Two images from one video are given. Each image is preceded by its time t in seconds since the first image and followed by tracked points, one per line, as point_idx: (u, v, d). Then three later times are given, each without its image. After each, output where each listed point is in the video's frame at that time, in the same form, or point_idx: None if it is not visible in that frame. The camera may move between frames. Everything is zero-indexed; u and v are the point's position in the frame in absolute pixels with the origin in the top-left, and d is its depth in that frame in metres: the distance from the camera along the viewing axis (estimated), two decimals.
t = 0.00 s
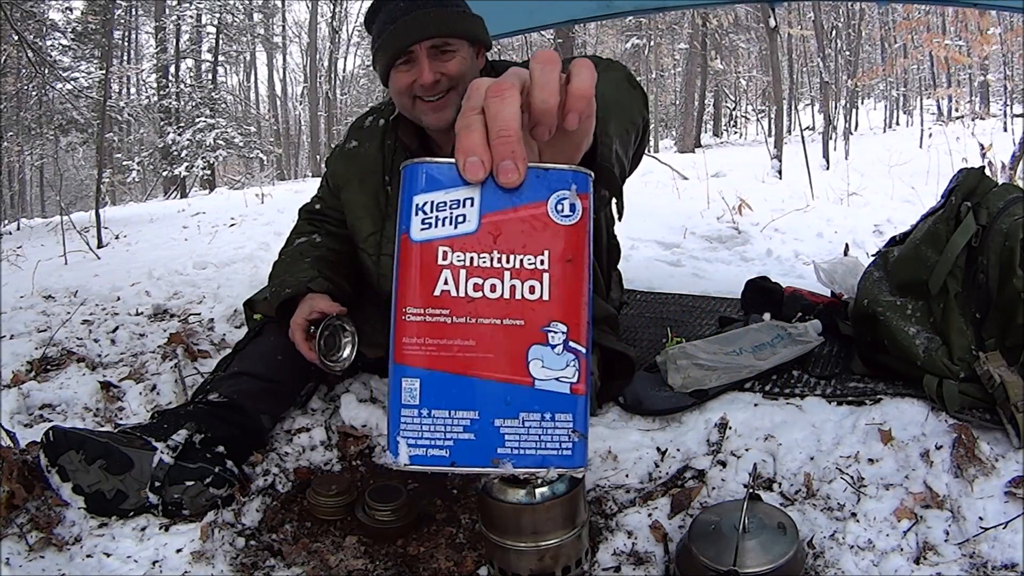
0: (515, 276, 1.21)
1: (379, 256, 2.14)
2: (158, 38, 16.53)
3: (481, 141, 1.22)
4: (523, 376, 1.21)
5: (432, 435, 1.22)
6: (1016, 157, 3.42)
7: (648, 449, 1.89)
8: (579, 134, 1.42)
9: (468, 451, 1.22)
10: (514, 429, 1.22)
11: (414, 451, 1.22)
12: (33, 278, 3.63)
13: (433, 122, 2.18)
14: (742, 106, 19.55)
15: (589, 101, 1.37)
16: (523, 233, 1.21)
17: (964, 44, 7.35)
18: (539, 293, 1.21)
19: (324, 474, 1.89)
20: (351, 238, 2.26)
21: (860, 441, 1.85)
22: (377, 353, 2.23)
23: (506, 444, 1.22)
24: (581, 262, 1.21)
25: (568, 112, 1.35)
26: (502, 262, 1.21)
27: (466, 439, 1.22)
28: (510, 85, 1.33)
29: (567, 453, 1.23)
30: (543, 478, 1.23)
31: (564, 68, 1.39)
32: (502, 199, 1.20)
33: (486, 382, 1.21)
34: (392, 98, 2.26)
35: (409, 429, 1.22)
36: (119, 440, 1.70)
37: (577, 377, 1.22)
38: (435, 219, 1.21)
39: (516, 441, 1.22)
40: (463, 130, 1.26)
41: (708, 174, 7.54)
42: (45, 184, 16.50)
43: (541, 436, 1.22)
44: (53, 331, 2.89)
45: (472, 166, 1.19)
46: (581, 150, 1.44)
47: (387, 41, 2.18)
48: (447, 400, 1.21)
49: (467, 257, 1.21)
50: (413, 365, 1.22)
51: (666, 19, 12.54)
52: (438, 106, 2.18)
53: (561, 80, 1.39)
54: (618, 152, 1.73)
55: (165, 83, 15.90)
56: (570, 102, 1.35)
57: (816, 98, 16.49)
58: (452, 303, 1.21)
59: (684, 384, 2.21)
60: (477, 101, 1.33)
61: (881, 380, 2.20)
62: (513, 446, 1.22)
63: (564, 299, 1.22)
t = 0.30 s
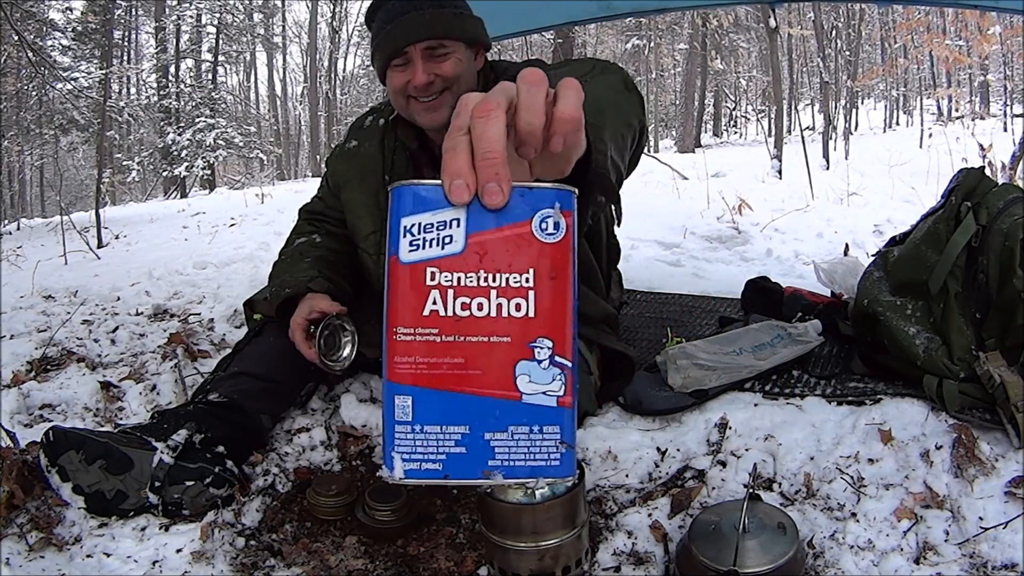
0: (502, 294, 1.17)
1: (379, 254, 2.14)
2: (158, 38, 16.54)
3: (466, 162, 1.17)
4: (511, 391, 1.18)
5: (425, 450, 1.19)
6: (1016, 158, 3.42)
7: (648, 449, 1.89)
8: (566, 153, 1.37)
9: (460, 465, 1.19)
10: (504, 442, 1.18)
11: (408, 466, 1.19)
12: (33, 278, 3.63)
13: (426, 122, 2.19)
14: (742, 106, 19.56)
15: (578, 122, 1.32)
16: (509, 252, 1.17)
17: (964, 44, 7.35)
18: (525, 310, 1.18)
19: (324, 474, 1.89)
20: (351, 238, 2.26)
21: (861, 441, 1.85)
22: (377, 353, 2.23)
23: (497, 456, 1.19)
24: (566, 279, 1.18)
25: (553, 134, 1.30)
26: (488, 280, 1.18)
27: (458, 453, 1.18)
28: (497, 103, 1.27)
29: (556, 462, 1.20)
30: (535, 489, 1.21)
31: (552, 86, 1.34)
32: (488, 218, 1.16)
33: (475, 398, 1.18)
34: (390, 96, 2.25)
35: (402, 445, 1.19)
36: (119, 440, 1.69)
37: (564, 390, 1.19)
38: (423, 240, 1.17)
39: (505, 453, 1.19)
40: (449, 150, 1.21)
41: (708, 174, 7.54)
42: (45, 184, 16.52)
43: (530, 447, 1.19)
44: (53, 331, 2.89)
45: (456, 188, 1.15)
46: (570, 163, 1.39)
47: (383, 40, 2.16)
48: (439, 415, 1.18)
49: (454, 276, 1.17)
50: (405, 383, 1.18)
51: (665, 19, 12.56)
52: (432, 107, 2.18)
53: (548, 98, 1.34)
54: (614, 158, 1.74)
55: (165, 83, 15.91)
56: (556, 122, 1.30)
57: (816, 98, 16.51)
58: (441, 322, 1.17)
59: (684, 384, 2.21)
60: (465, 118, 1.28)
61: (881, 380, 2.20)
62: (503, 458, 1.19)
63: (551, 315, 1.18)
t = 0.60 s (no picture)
0: (489, 309, 1.14)
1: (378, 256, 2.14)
2: (158, 38, 16.54)
3: (457, 176, 1.15)
4: (494, 406, 1.15)
5: (408, 460, 1.17)
6: (1016, 157, 3.42)
7: (647, 449, 1.89)
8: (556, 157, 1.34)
9: (443, 477, 1.17)
10: (486, 455, 1.16)
11: (391, 475, 1.18)
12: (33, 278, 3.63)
13: (426, 124, 2.18)
14: (742, 106, 19.57)
15: (568, 131, 1.29)
16: (497, 267, 1.14)
17: (964, 44, 7.35)
18: (512, 326, 1.14)
19: (324, 473, 1.89)
20: (351, 238, 2.26)
21: (861, 441, 1.85)
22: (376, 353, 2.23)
23: (479, 469, 1.17)
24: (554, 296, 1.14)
25: (544, 143, 1.27)
26: (476, 295, 1.14)
27: (441, 465, 1.17)
28: (488, 114, 1.24)
29: (537, 478, 1.18)
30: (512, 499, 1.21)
31: (542, 93, 1.31)
32: (478, 233, 1.13)
33: (460, 412, 1.15)
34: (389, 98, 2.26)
35: (386, 454, 1.17)
36: (119, 440, 1.69)
37: (548, 407, 1.16)
38: (411, 253, 1.13)
39: (488, 466, 1.17)
40: (439, 163, 1.18)
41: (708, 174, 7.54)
42: (45, 184, 16.52)
43: (512, 462, 1.17)
44: (53, 331, 2.89)
45: (447, 202, 1.12)
46: (560, 167, 1.38)
47: (384, 41, 2.18)
48: (424, 426, 1.16)
49: (442, 290, 1.14)
50: (390, 393, 1.16)
51: (665, 19, 12.56)
52: (432, 108, 2.18)
53: (538, 106, 1.30)
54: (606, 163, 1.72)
55: (165, 83, 15.92)
56: (547, 131, 1.27)
57: (816, 98, 16.52)
58: (428, 335, 1.14)
59: (684, 384, 2.21)
60: (455, 128, 1.24)
61: (882, 380, 2.20)
62: (486, 471, 1.17)
63: (538, 331, 1.15)
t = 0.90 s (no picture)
0: (508, 301, 1.13)
1: (378, 256, 2.14)
2: (158, 38, 16.55)
3: (471, 168, 1.13)
4: (516, 398, 1.14)
5: (432, 457, 1.14)
6: (1017, 157, 3.42)
7: (647, 449, 1.89)
8: (568, 154, 1.33)
9: (468, 473, 1.14)
10: (511, 448, 1.15)
11: (416, 474, 1.14)
12: (33, 278, 3.63)
13: (429, 126, 2.18)
14: (742, 107, 19.59)
15: (578, 127, 1.28)
16: (515, 259, 1.12)
17: (964, 44, 7.36)
18: (532, 317, 1.14)
19: (324, 473, 1.89)
20: (351, 238, 2.26)
21: (861, 441, 1.85)
22: (376, 353, 2.23)
23: (504, 463, 1.15)
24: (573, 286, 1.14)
25: (555, 138, 1.26)
26: (494, 287, 1.13)
27: (466, 461, 1.14)
28: (499, 108, 1.23)
29: (563, 468, 1.16)
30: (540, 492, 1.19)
31: (552, 90, 1.30)
32: (494, 226, 1.12)
33: (483, 406, 1.13)
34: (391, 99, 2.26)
35: (410, 453, 1.14)
36: (119, 440, 1.69)
37: (570, 396, 1.15)
38: (427, 248, 1.12)
39: (512, 459, 1.15)
40: (452, 157, 1.17)
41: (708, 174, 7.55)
42: (45, 184, 16.53)
43: (537, 454, 1.16)
44: (53, 331, 2.89)
45: (462, 195, 1.10)
46: (569, 165, 1.37)
47: (386, 43, 2.18)
48: (447, 422, 1.13)
49: (460, 284, 1.12)
50: (411, 391, 1.13)
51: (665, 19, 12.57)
52: (435, 110, 2.18)
53: (548, 102, 1.30)
54: (613, 161, 1.66)
55: (165, 83, 15.92)
56: (558, 127, 1.26)
57: (816, 98, 16.53)
58: (448, 330, 1.12)
59: (684, 384, 2.21)
60: (466, 123, 1.23)
61: (881, 380, 2.20)
62: (512, 464, 1.15)
63: (557, 322, 1.14)
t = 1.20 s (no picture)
0: (508, 307, 1.13)
1: (378, 256, 2.14)
2: (158, 38, 16.54)
3: (472, 175, 1.14)
4: (516, 403, 1.14)
5: (431, 461, 1.14)
6: (1016, 157, 3.42)
7: (647, 449, 1.89)
8: (568, 158, 1.33)
9: (468, 478, 1.14)
10: (510, 453, 1.15)
11: (415, 477, 1.14)
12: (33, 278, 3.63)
13: (431, 127, 2.18)
14: (742, 107, 19.61)
15: (577, 133, 1.28)
16: (515, 265, 1.13)
17: (964, 44, 7.36)
18: (531, 323, 1.14)
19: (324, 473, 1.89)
20: (351, 238, 2.27)
21: (861, 441, 1.85)
22: (376, 353, 2.23)
23: (503, 467, 1.15)
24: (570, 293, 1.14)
25: (555, 144, 1.26)
26: (494, 293, 1.13)
27: (464, 465, 1.14)
28: (501, 113, 1.23)
29: (559, 473, 1.17)
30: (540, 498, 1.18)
31: (552, 95, 1.30)
32: (494, 232, 1.12)
33: (482, 410, 1.13)
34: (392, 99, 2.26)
35: (409, 456, 1.14)
36: (119, 440, 1.69)
37: (568, 402, 1.16)
38: (428, 253, 1.12)
39: (511, 464, 1.15)
40: (453, 163, 1.17)
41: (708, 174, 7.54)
42: (46, 184, 16.54)
43: (535, 459, 1.16)
44: (53, 331, 2.89)
45: (463, 202, 1.11)
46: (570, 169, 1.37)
47: (387, 43, 2.18)
48: (446, 426, 1.13)
49: (461, 290, 1.12)
50: (410, 396, 1.13)
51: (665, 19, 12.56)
52: (436, 110, 2.17)
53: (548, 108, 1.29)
54: (613, 164, 1.67)
55: (165, 83, 15.91)
56: (557, 133, 1.26)
57: (816, 97, 16.54)
58: (448, 335, 1.12)
59: (684, 384, 2.21)
60: (467, 129, 1.23)
61: (881, 380, 2.20)
62: (510, 470, 1.15)
63: (556, 327, 1.15)
